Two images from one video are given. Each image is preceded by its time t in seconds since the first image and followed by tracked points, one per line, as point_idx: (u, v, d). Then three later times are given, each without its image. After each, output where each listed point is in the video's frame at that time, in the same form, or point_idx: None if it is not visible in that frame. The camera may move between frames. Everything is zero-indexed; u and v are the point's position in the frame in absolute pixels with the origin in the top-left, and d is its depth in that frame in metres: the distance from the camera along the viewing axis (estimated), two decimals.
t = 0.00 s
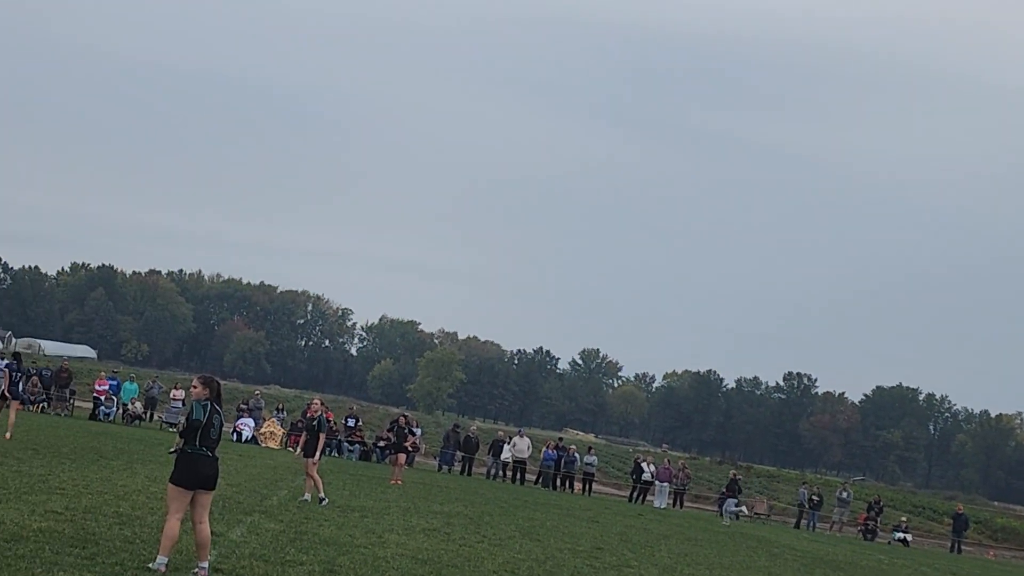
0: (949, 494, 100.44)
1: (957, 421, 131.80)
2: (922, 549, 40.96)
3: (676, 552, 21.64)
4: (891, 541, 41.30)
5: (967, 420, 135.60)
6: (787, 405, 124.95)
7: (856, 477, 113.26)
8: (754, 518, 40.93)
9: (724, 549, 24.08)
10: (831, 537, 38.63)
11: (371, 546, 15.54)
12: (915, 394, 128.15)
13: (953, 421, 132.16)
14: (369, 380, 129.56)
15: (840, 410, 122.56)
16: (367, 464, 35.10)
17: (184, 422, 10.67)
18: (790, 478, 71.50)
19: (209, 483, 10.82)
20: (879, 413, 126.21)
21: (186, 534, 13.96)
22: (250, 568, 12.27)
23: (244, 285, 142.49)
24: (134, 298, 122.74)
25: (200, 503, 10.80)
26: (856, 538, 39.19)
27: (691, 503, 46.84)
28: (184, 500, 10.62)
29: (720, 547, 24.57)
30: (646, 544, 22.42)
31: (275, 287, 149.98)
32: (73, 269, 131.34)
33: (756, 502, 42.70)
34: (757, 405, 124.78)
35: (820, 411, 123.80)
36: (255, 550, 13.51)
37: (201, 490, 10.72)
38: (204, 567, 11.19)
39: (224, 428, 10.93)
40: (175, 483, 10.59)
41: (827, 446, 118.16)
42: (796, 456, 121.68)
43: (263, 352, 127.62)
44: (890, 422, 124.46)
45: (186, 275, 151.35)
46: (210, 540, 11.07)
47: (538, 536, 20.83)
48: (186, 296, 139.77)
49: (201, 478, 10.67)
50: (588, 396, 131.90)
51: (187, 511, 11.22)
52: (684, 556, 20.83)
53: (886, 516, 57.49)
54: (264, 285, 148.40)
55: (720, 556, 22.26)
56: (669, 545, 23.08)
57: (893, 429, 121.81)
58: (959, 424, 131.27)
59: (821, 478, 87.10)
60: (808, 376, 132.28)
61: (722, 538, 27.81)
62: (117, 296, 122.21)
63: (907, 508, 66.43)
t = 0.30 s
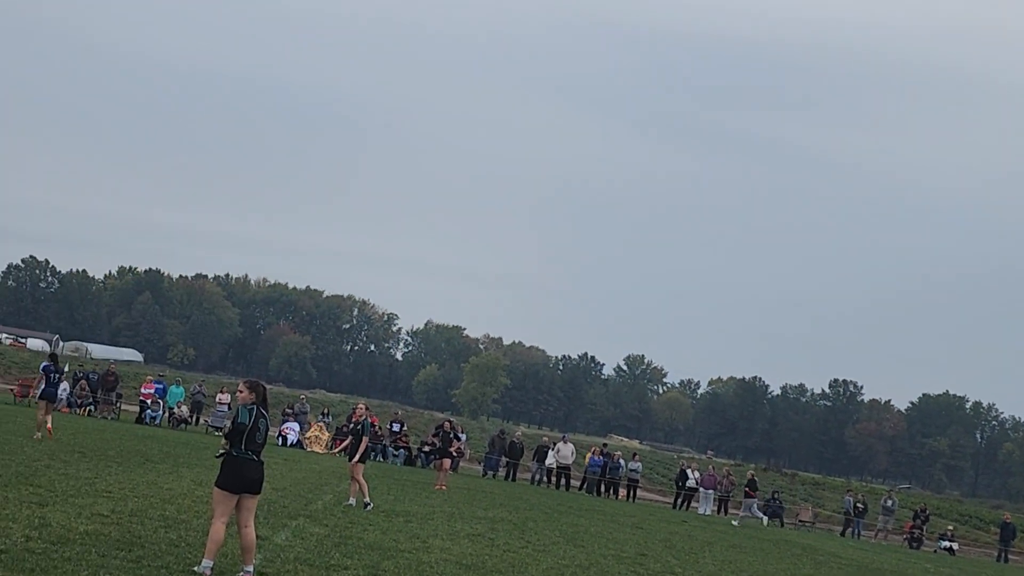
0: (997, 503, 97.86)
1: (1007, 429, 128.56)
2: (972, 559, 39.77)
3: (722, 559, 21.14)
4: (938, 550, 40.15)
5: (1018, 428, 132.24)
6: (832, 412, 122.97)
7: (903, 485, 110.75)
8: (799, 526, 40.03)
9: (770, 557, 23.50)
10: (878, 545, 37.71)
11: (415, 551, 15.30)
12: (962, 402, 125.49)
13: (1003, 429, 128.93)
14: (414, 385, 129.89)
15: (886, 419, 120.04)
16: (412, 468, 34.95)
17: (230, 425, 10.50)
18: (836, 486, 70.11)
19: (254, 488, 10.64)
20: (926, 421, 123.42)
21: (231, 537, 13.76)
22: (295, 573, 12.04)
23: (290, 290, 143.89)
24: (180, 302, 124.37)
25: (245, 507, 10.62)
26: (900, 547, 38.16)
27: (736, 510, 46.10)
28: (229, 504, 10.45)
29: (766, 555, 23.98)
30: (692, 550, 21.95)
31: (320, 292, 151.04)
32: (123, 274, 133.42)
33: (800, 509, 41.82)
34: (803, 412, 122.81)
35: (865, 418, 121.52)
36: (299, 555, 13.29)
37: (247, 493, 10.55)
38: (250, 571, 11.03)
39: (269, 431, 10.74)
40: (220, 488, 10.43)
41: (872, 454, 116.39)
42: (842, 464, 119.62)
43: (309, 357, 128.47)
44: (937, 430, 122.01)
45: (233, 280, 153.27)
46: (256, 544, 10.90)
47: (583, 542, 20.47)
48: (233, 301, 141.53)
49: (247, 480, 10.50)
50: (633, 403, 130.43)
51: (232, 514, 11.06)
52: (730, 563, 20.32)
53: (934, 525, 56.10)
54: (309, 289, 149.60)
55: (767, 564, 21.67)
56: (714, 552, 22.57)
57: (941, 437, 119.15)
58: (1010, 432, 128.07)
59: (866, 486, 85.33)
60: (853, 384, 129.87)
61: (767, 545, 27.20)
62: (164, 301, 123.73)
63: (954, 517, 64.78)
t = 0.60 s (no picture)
0: None
1: None
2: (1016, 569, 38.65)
3: (763, 566, 20.63)
4: (981, 558, 39.06)
5: None
6: (874, 419, 120.94)
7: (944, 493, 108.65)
8: (841, 533, 39.10)
9: (811, 564, 22.96)
10: (920, 553, 36.84)
11: (455, 555, 15.05)
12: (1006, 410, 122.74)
13: None
14: (455, 390, 129.87)
15: (928, 425, 117.62)
16: (452, 473, 34.79)
17: (270, 429, 10.33)
18: (877, 493, 68.76)
19: (295, 492, 10.45)
20: (968, 430, 120.87)
21: (272, 541, 13.57)
22: None
23: (331, 295, 144.80)
24: (222, 306, 125.55)
25: (286, 511, 10.44)
26: (941, 555, 37.22)
27: (777, 516, 45.38)
28: (270, 508, 10.28)
29: (807, 562, 23.43)
30: (733, 558, 21.48)
31: (361, 296, 151.97)
32: (165, 277, 134.98)
33: (842, 516, 40.86)
34: (844, 419, 121.08)
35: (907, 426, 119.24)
36: (341, 559, 13.08)
37: (287, 498, 10.37)
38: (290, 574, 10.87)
39: (310, 435, 10.56)
40: (260, 491, 10.26)
41: (914, 461, 114.25)
42: (884, 471, 117.68)
43: (349, 361, 128.94)
44: (979, 438, 119.50)
45: (275, 284, 154.58)
46: (296, 548, 10.73)
47: (623, 548, 20.10)
48: (274, 305, 142.69)
49: (288, 485, 10.32)
50: (673, 408, 130.72)
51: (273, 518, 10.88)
52: (771, 571, 19.83)
53: (978, 534, 54.74)
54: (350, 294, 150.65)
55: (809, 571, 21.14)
56: (754, 559, 22.09)
57: (984, 445, 116.63)
58: None
59: (909, 493, 83.61)
60: (895, 391, 127.66)
61: (809, 553, 26.60)
62: (206, 305, 125.13)
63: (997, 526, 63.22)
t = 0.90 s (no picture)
0: None
1: None
2: None
3: (798, 571, 20.18)
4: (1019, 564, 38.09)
5: None
6: (909, 423, 119.15)
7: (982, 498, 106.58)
8: (876, 538, 38.33)
9: (846, 568, 22.48)
10: (958, 559, 36.05)
11: (490, 558, 14.83)
12: None
13: None
14: (490, 393, 129.79)
15: (965, 430, 115.59)
16: (486, 476, 34.64)
17: (306, 431, 10.19)
18: (914, 498, 67.59)
19: (331, 495, 10.30)
20: (1007, 434, 118.21)
21: (308, 543, 13.43)
22: None
23: (366, 297, 145.64)
24: (258, 308, 126.68)
25: (322, 513, 10.30)
26: (978, 561, 36.36)
27: (812, 520, 44.67)
28: (306, 510, 10.14)
29: (842, 566, 22.94)
30: (768, 561, 21.09)
31: (396, 299, 152.61)
32: (202, 279, 136.50)
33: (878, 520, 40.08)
34: (879, 423, 119.43)
35: (944, 430, 117.22)
36: (376, 561, 12.92)
37: (324, 499, 10.24)
38: None
39: (346, 437, 10.41)
40: (297, 493, 10.16)
41: (950, 466, 112.32)
42: (921, 476, 115.84)
43: (384, 364, 129.33)
44: (1019, 442, 117.06)
45: (311, 286, 155.80)
46: (332, 549, 10.59)
47: (658, 551, 19.81)
48: (310, 307, 143.90)
49: (324, 488, 10.17)
50: (708, 411, 129.14)
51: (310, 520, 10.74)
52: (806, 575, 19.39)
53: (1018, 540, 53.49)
54: (385, 296, 151.41)
55: None
56: (790, 563, 21.65)
57: None
58: None
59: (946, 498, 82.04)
60: (932, 395, 125.66)
61: (845, 557, 26.09)
62: (242, 306, 126.39)
63: None
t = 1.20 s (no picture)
0: None
1: None
2: None
3: (825, 570, 19.86)
4: None
5: None
6: (939, 423, 117.58)
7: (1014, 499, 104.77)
8: (905, 538, 37.71)
9: (875, 569, 22.06)
10: (989, 559, 35.41)
11: (518, 557, 14.67)
12: None
13: None
14: (518, 392, 129.55)
15: (995, 430, 113.91)
16: (514, 475, 34.48)
17: (336, 431, 10.09)
18: (944, 498, 66.62)
19: (361, 493, 10.19)
20: None
21: (337, 542, 13.35)
22: None
23: (395, 296, 146.11)
24: (287, 307, 127.44)
25: (353, 512, 10.19)
26: (1009, 562, 35.69)
27: (841, 520, 44.09)
28: (336, 509, 10.03)
29: (871, 567, 22.52)
30: (797, 561, 20.74)
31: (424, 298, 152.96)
32: (231, 278, 137.53)
33: (907, 521, 39.45)
34: (908, 424, 118.00)
35: (975, 430, 115.50)
36: (404, 560, 12.80)
37: (353, 499, 10.12)
38: None
39: (377, 437, 10.31)
40: (326, 492, 10.05)
41: (980, 467, 110.63)
42: (949, 476, 114.35)
43: (412, 363, 129.49)
44: None
45: (339, 285, 156.61)
46: (362, 548, 10.49)
47: (687, 551, 19.53)
48: (338, 306, 144.67)
49: (355, 487, 10.05)
50: (737, 412, 128.45)
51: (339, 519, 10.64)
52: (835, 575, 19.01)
53: None
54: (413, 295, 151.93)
55: None
56: (819, 563, 21.28)
57: None
58: None
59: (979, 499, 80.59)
60: (962, 395, 123.95)
61: (874, 557, 25.64)
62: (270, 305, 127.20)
63: None
